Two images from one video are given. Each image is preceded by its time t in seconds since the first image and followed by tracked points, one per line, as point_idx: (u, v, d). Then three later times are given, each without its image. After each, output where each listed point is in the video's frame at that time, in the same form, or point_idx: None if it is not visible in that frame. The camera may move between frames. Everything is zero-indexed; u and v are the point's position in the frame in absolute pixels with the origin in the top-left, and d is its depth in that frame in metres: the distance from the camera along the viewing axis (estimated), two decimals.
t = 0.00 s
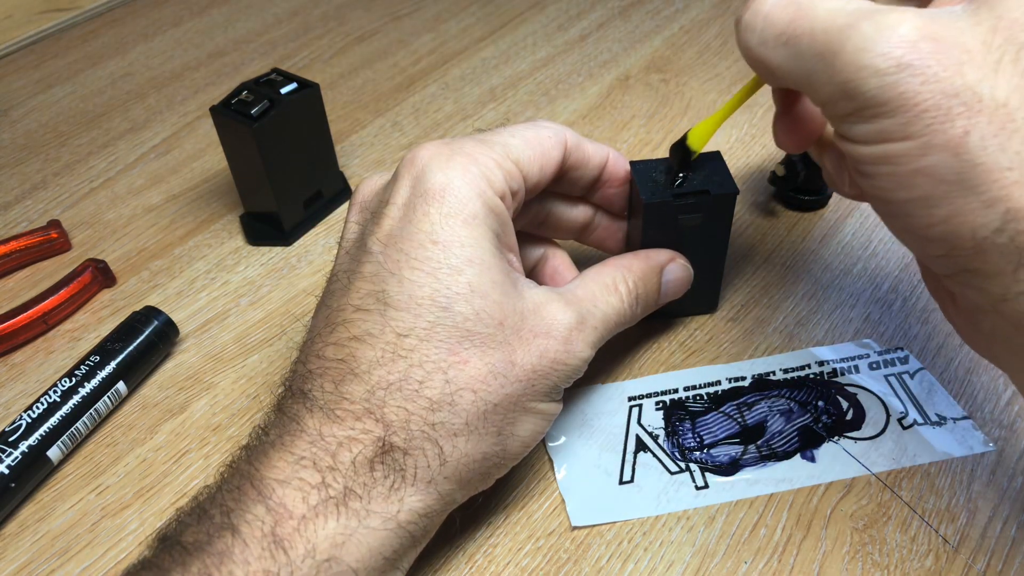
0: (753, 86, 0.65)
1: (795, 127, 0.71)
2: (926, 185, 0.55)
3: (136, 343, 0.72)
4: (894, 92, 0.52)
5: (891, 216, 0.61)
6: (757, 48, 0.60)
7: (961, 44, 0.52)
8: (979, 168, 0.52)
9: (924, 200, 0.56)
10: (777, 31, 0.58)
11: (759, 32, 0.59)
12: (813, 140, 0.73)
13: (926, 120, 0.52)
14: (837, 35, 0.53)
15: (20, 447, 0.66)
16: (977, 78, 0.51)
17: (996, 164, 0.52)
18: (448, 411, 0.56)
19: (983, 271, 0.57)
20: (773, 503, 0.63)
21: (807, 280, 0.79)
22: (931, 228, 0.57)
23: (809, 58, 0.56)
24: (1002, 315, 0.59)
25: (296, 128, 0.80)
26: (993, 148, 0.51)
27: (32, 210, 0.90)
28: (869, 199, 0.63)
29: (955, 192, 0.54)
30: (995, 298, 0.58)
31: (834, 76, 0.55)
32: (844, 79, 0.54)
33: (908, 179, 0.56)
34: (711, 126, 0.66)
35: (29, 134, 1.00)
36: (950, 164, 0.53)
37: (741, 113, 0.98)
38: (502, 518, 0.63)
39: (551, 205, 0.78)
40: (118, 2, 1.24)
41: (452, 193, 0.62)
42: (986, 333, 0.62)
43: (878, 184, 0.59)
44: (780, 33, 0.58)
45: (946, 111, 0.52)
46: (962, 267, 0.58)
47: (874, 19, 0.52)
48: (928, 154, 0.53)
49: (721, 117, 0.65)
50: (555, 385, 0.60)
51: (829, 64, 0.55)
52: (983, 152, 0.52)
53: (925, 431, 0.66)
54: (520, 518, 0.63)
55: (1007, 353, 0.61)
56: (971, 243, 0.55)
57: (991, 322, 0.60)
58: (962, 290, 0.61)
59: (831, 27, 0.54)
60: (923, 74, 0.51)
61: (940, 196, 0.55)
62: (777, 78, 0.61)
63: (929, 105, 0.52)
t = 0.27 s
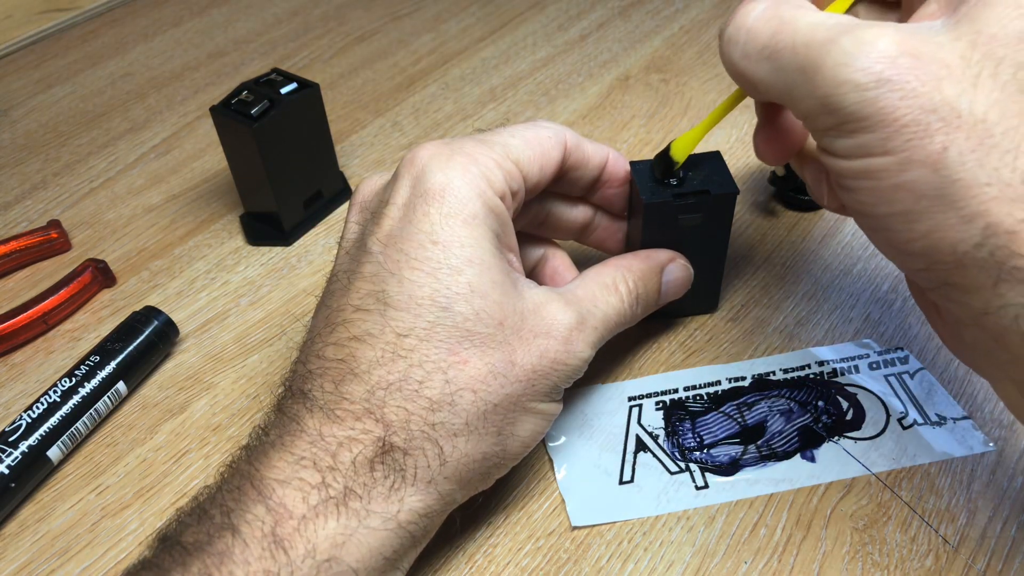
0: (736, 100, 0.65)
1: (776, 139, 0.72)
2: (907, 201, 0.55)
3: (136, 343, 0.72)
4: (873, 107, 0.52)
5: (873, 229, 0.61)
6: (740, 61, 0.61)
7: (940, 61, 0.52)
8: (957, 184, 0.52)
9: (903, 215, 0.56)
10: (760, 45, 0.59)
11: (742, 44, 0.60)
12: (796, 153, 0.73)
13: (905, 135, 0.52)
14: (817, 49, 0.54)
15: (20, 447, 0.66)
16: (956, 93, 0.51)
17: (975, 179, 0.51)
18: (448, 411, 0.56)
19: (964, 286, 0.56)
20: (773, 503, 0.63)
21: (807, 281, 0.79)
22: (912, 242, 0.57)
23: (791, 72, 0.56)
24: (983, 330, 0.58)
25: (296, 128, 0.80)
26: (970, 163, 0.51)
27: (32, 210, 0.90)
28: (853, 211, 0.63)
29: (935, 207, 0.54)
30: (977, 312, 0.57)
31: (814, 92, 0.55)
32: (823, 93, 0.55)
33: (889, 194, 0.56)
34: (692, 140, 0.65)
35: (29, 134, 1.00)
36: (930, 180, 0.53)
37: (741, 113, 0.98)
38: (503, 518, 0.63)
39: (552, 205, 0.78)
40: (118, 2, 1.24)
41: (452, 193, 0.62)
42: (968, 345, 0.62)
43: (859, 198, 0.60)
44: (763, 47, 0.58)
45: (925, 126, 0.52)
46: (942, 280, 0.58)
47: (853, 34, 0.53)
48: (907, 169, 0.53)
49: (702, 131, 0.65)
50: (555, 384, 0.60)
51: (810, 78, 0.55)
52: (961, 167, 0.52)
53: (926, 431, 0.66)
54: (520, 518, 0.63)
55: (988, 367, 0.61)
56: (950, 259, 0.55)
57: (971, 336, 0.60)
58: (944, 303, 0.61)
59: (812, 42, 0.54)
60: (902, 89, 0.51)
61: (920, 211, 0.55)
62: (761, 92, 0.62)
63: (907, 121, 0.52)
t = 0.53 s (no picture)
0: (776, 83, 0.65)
1: (815, 124, 0.71)
2: (950, 184, 0.55)
3: (136, 343, 0.72)
4: (922, 87, 0.52)
5: (910, 215, 0.60)
6: (781, 40, 0.60)
7: (990, 43, 0.52)
8: (1005, 168, 0.52)
9: (947, 200, 0.56)
10: (803, 24, 0.57)
11: (784, 25, 0.59)
12: (831, 141, 0.72)
13: (953, 116, 0.52)
14: (866, 27, 0.53)
15: (20, 447, 0.66)
16: (1006, 77, 0.51)
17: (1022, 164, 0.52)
18: (448, 412, 0.56)
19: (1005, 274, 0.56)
20: (774, 503, 0.63)
21: (807, 281, 0.79)
22: (951, 228, 0.57)
23: (835, 51, 0.55)
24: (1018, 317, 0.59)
25: (296, 128, 0.80)
26: (1019, 147, 0.51)
27: (32, 210, 0.90)
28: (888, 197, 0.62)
29: (979, 191, 0.53)
30: (1011, 300, 0.58)
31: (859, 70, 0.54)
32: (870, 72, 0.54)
33: (932, 177, 0.55)
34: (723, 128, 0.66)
35: (29, 134, 1.00)
36: (977, 163, 0.53)
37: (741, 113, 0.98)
38: (502, 518, 0.63)
39: (551, 205, 0.78)
40: (117, 2, 1.24)
41: (452, 193, 0.62)
42: (1000, 334, 0.62)
43: (899, 182, 0.59)
44: (807, 26, 0.57)
45: (975, 109, 0.51)
46: (980, 267, 0.58)
47: (904, 13, 0.52)
48: (954, 152, 0.53)
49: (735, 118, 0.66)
50: (556, 384, 0.60)
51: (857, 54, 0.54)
52: (1009, 151, 0.52)
53: (926, 431, 0.66)
54: (520, 518, 0.63)
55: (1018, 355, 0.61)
56: (993, 245, 0.55)
57: (1004, 323, 0.61)
58: (975, 292, 0.61)
59: (860, 20, 0.54)
60: (953, 69, 0.51)
61: (964, 196, 0.54)
62: (800, 72, 0.61)
63: (957, 102, 0.51)
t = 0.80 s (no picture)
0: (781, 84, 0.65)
1: (823, 124, 0.70)
2: (954, 182, 0.55)
3: (136, 343, 0.72)
4: (927, 86, 0.52)
5: (914, 212, 0.60)
6: (789, 39, 0.60)
7: (996, 44, 0.52)
8: (1009, 167, 0.52)
9: (951, 197, 0.56)
10: (810, 22, 0.57)
11: (791, 24, 0.59)
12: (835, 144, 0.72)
13: (958, 114, 0.52)
14: (873, 24, 0.53)
15: (20, 447, 0.66)
16: (1010, 77, 0.51)
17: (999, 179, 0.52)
18: (448, 411, 0.56)
19: (1005, 271, 0.56)
20: (774, 503, 0.63)
21: (807, 281, 0.79)
22: (955, 225, 0.57)
23: (842, 50, 0.55)
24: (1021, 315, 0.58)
25: (296, 128, 0.80)
26: (1023, 146, 0.51)
27: (32, 210, 0.90)
28: (893, 195, 0.62)
29: (982, 189, 0.54)
30: (1012, 298, 0.58)
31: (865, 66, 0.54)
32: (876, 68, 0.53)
33: (935, 175, 0.55)
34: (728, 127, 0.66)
35: (29, 134, 1.00)
36: (981, 162, 0.53)
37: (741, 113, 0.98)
38: (502, 518, 0.63)
39: (552, 205, 0.78)
40: (117, 2, 1.24)
41: (452, 193, 0.62)
42: (1000, 332, 0.62)
43: (905, 180, 0.59)
44: (814, 24, 0.57)
45: (979, 107, 0.51)
46: (982, 265, 0.58)
47: (911, 12, 0.52)
48: (958, 150, 0.53)
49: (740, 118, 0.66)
50: (556, 383, 0.60)
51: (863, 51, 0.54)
52: (1013, 150, 0.52)
53: (926, 431, 0.66)
54: (520, 518, 0.63)
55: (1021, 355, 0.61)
56: (995, 243, 0.55)
57: (1006, 322, 0.60)
58: (978, 291, 0.61)
59: (867, 19, 0.53)
60: (958, 68, 0.51)
61: (967, 193, 0.54)
62: (808, 71, 0.60)
63: (962, 100, 0.51)
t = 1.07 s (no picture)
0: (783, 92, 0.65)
1: (826, 131, 0.69)
2: (955, 188, 0.54)
3: (136, 343, 0.72)
4: (928, 93, 0.51)
5: (916, 219, 0.60)
6: (793, 47, 0.60)
7: (998, 51, 0.52)
8: (1010, 173, 0.52)
9: (953, 204, 0.56)
10: (815, 30, 0.57)
11: (795, 32, 0.59)
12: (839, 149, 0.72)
13: (959, 121, 0.52)
14: (876, 33, 0.53)
15: (20, 447, 0.66)
16: (1012, 84, 0.51)
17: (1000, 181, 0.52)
18: (448, 412, 0.56)
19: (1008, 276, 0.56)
20: (773, 503, 0.63)
21: (807, 281, 0.79)
22: (957, 232, 0.57)
23: (845, 58, 0.55)
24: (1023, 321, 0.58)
25: (296, 128, 0.80)
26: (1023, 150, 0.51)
27: (32, 210, 0.90)
28: (894, 201, 0.62)
29: (982, 195, 0.53)
30: (1015, 303, 0.58)
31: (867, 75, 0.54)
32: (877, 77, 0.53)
33: (936, 182, 0.55)
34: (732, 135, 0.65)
35: (29, 134, 1.00)
36: (982, 168, 0.52)
37: (741, 113, 0.98)
38: (502, 518, 0.63)
39: (552, 206, 0.78)
40: (117, 2, 1.24)
41: (452, 193, 0.62)
42: (1002, 338, 0.62)
43: (905, 187, 0.58)
44: (818, 32, 0.57)
45: (980, 114, 0.51)
46: (984, 271, 0.58)
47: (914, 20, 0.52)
48: (959, 156, 0.53)
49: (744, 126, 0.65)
50: (557, 384, 0.60)
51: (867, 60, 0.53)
52: (1014, 157, 0.51)
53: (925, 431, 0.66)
54: (520, 518, 0.63)
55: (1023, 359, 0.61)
56: (997, 248, 0.55)
57: (1008, 329, 0.60)
58: (981, 297, 0.61)
59: (871, 27, 0.53)
60: (960, 75, 0.51)
61: (968, 199, 0.54)
62: (811, 80, 0.60)
63: (963, 107, 0.51)
